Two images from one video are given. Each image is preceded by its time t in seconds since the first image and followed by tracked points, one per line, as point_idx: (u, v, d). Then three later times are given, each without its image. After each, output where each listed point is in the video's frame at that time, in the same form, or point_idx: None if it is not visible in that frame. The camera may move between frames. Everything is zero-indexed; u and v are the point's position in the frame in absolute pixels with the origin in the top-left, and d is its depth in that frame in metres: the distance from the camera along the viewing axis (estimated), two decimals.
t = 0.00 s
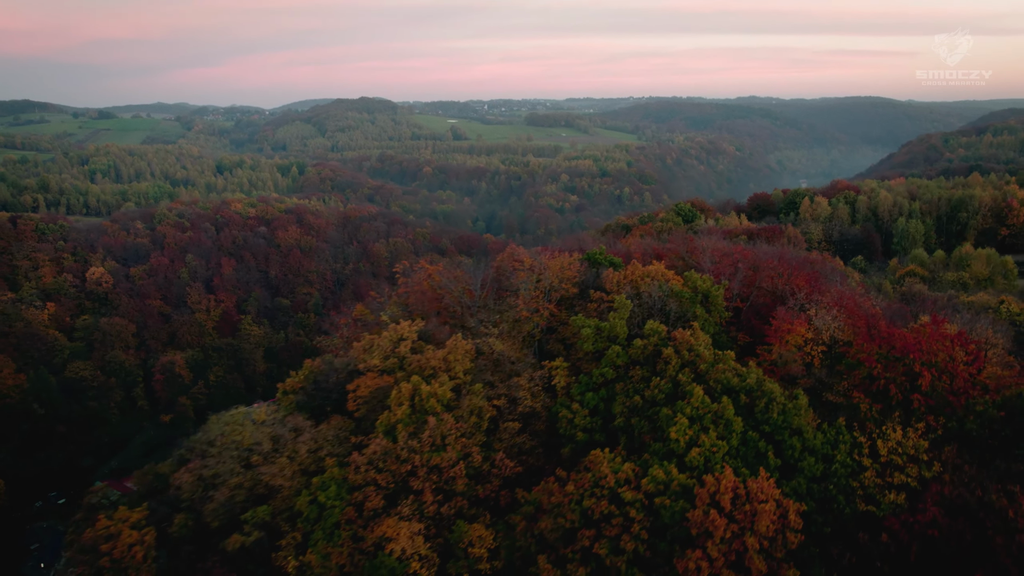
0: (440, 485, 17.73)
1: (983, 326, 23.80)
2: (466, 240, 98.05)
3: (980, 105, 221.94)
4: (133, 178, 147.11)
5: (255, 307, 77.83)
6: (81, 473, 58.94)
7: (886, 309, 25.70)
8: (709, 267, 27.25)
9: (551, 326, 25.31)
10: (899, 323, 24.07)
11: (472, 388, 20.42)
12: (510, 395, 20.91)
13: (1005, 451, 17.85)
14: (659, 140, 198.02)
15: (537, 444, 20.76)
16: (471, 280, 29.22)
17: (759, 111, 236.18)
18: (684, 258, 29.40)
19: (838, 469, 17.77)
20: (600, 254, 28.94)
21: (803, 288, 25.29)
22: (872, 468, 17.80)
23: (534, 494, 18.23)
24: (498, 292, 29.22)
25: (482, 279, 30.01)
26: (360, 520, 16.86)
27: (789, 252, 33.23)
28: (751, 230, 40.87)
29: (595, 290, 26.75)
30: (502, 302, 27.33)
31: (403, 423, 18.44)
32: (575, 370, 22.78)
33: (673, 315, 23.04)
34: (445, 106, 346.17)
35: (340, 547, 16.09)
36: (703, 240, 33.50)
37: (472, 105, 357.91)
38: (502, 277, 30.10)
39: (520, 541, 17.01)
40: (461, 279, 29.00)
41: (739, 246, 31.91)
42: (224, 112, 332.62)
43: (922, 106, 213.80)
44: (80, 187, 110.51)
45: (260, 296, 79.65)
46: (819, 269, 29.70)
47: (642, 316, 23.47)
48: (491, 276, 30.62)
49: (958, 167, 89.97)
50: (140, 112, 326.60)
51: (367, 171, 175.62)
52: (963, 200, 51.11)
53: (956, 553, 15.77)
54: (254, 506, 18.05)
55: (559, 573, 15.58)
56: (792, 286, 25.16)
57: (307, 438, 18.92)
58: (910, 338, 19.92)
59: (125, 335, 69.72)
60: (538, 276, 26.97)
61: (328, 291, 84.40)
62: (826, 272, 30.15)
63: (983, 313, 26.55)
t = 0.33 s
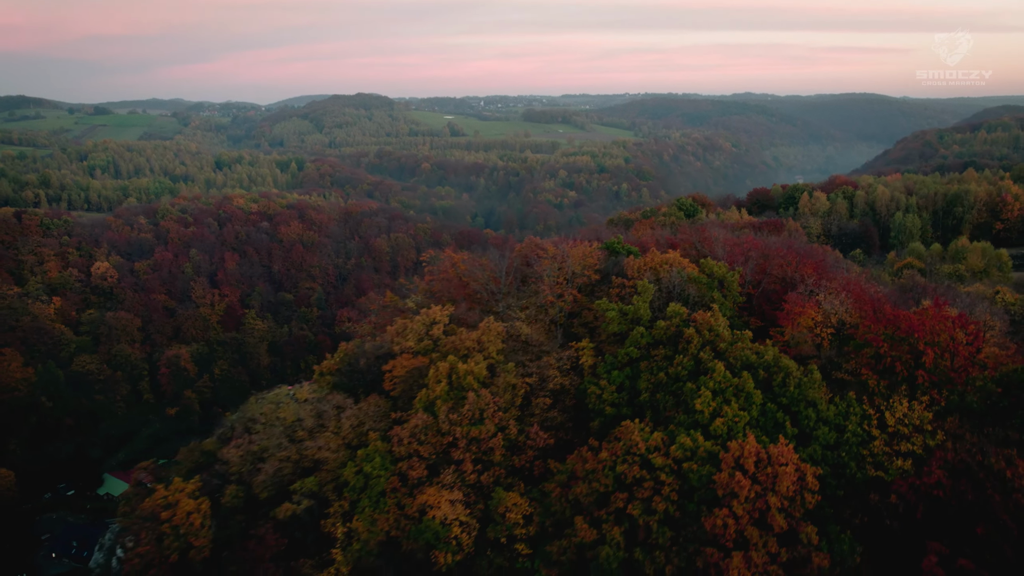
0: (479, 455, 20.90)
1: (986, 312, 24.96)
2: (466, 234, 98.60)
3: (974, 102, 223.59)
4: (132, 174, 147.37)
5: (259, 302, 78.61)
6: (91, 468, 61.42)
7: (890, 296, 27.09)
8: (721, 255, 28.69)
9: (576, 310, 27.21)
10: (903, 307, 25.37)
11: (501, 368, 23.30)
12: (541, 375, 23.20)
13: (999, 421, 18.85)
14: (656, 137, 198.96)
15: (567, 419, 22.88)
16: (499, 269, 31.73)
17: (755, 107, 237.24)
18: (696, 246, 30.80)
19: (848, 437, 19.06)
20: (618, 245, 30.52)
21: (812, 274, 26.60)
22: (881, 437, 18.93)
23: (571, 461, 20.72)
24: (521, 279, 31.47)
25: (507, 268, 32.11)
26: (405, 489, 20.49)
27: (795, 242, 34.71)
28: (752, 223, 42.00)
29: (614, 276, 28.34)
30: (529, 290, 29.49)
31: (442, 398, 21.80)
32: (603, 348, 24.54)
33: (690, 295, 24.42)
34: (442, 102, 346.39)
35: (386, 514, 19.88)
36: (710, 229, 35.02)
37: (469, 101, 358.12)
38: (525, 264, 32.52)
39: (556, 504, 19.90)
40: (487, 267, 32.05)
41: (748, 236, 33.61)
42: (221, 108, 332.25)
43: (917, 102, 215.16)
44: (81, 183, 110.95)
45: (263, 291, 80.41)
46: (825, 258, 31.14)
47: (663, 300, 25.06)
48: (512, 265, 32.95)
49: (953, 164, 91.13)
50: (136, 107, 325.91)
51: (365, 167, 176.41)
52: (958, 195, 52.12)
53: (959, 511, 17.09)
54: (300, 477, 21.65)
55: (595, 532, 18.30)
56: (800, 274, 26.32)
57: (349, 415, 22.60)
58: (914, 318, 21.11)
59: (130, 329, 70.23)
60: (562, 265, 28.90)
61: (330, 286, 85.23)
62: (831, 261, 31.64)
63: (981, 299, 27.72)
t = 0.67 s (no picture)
0: (513, 428, 22.88)
1: (987, 298, 26.26)
2: (466, 229, 99.35)
3: (969, 99, 225.08)
4: (131, 169, 147.57)
5: (262, 296, 79.37)
6: (97, 460, 62.55)
7: (894, 282, 28.53)
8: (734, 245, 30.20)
9: (596, 296, 28.92)
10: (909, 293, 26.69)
11: (530, 347, 25.27)
12: (569, 355, 25.12)
13: (1001, 393, 20.64)
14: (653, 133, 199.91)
15: (592, 396, 24.92)
16: (523, 260, 33.37)
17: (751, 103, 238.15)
18: (708, 236, 32.12)
19: (860, 409, 20.77)
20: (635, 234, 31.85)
21: (820, 264, 28.15)
22: (888, 410, 20.69)
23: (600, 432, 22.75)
24: (542, 267, 33.40)
25: (529, 256, 33.84)
26: (444, 460, 22.58)
27: (802, 232, 36.08)
28: (756, 216, 43.14)
29: (634, 264, 30.06)
30: (552, 279, 31.16)
31: (476, 376, 23.82)
32: (624, 330, 26.28)
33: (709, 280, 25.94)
34: (438, 98, 346.47)
35: (427, 483, 22.02)
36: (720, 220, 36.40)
37: (465, 96, 358.61)
38: (545, 253, 34.50)
39: (586, 473, 21.70)
40: (511, 258, 33.68)
41: (759, 227, 35.01)
42: (217, 104, 332.09)
43: (912, 99, 216.38)
44: (82, 178, 111.24)
45: (267, 285, 81.17)
46: (831, 247, 32.59)
47: (681, 285, 26.60)
48: (533, 254, 34.76)
49: (949, 159, 92.16)
50: (133, 103, 325.52)
51: (363, 163, 177.15)
52: (955, 189, 53.13)
53: (960, 475, 19.04)
54: (341, 452, 23.97)
55: (625, 496, 20.17)
56: (805, 262, 28.30)
57: (388, 394, 24.73)
58: (918, 302, 22.55)
59: (136, 323, 70.84)
60: (584, 256, 30.51)
61: (333, 280, 86.15)
62: (838, 251, 33.00)
63: (981, 286, 28.99)
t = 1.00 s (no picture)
0: (542, 406, 25.05)
1: (987, 285, 27.65)
2: (466, 224, 100.13)
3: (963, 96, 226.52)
4: (130, 164, 147.79)
5: (266, 290, 80.17)
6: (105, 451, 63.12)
7: (896, 270, 30.08)
8: (744, 234, 31.54)
9: (615, 284, 30.48)
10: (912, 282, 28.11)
11: (557, 329, 27.11)
12: (592, 338, 27.01)
13: (999, 371, 22.03)
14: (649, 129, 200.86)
15: (615, 374, 26.73)
16: (543, 248, 34.75)
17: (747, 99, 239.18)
18: (719, 226, 33.22)
19: (867, 385, 22.48)
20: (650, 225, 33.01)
21: (828, 252, 29.55)
22: (894, 387, 22.36)
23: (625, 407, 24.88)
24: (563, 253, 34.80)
25: (549, 243, 35.29)
26: (477, 434, 24.79)
27: (806, 222, 37.45)
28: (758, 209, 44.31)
29: (650, 252, 31.20)
30: (571, 265, 32.52)
31: (506, 356, 25.92)
32: (643, 314, 27.95)
33: (725, 269, 27.54)
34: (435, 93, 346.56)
35: (461, 456, 24.28)
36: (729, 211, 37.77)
37: (462, 92, 358.54)
38: (564, 241, 35.15)
39: (613, 446, 23.75)
40: (533, 246, 35.02)
41: (766, 217, 36.33)
42: (213, 99, 331.54)
43: (907, 95, 217.55)
44: (83, 174, 111.55)
45: (270, 279, 81.98)
46: (836, 237, 33.92)
47: (697, 273, 28.19)
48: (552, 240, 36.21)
49: (944, 155, 93.24)
50: (129, 98, 324.78)
51: (361, 158, 177.75)
52: (951, 184, 54.21)
53: (963, 445, 20.60)
54: (379, 427, 25.96)
55: (651, 465, 22.41)
56: (814, 249, 29.59)
57: (421, 373, 26.70)
58: (923, 287, 23.91)
59: (142, 317, 71.59)
60: (603, 243, 31.87)
61: (335, 275, 87.07)
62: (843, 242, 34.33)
63: (980, 274, 30.33)
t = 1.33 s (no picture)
0: (567, 385, 26.21)
1: (988, 274, 28.64)
2: (467, 219, 100.92)
3: (958, 92, 227.78)
4: (130, 160, 148.12)
5: (269, 284, 80.90)
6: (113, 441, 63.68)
7: (900, 259, 31.10)
8: (753, 225, 32.60)
9: (631, 271, 31.56)
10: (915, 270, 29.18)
11: (580, 313, 28.45)
12: (612, 323, 28.18)
13: (998, 349, 23.06)
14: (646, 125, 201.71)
15: (635, 356, 27.86)
16: (561, 238, 35.91)
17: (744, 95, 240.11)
18: (728, 216, 34.29)
19: (873, 363, 23.55)
20: (663, 216, 34.10)
21: (835, 243, 30.63)
22: (899, 365, 23.44)
23: (646, 385, 25.85)
24: (581, 241, 35.88)
25: (567, 233, 36.36)
26: (506, 412, 26.14)
27: (812, 214, 38.46)
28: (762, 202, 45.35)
29: (665, 241, 32.22)
30: (589, 254, 33.63)
31: (532, 339, 27.19)
32: (659, 298, 28.96)
33: (736, 257, 28.71)
34: (432, 88, 346.86)
35: (492, 432, 25.75)
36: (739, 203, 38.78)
37: (458, 88, 358.86)
38: (581, 232, 36.32)
39: (635, 421, 24.96)
40: (551, 237, 36.12)
41: (775, 209, 37.38)
42: (209, 94, 331.16)
43: (903, 91, 218.62)
44: (84, 169, 111.96)
45: (273, 273, 82.69)
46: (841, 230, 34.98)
47: (711, 259, 29.27)
48: (569, 231, 37.27)
49: (939, 151, 94.31)
50: (125, 94, 323.92)
51: (360, 153, 178.25)
52: (948, 179, 55.30)
53: (963, 419, 21.79)
54: (410, 408, 27.47)
55: (673, 438, 23.30)
56: (819, 240, 30.73)
57: (451, 355, 28.29)
58: (926, 272, 25.00)
59: (147, 310, 72.36)
60: (619, 233, 32.86)
61: (338, 269, 87.79)
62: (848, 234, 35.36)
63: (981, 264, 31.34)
